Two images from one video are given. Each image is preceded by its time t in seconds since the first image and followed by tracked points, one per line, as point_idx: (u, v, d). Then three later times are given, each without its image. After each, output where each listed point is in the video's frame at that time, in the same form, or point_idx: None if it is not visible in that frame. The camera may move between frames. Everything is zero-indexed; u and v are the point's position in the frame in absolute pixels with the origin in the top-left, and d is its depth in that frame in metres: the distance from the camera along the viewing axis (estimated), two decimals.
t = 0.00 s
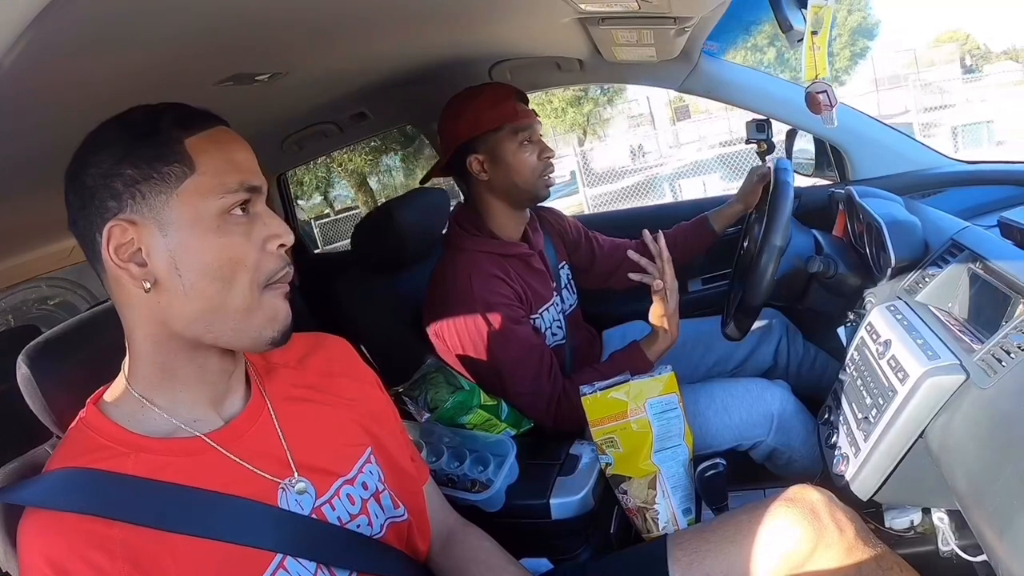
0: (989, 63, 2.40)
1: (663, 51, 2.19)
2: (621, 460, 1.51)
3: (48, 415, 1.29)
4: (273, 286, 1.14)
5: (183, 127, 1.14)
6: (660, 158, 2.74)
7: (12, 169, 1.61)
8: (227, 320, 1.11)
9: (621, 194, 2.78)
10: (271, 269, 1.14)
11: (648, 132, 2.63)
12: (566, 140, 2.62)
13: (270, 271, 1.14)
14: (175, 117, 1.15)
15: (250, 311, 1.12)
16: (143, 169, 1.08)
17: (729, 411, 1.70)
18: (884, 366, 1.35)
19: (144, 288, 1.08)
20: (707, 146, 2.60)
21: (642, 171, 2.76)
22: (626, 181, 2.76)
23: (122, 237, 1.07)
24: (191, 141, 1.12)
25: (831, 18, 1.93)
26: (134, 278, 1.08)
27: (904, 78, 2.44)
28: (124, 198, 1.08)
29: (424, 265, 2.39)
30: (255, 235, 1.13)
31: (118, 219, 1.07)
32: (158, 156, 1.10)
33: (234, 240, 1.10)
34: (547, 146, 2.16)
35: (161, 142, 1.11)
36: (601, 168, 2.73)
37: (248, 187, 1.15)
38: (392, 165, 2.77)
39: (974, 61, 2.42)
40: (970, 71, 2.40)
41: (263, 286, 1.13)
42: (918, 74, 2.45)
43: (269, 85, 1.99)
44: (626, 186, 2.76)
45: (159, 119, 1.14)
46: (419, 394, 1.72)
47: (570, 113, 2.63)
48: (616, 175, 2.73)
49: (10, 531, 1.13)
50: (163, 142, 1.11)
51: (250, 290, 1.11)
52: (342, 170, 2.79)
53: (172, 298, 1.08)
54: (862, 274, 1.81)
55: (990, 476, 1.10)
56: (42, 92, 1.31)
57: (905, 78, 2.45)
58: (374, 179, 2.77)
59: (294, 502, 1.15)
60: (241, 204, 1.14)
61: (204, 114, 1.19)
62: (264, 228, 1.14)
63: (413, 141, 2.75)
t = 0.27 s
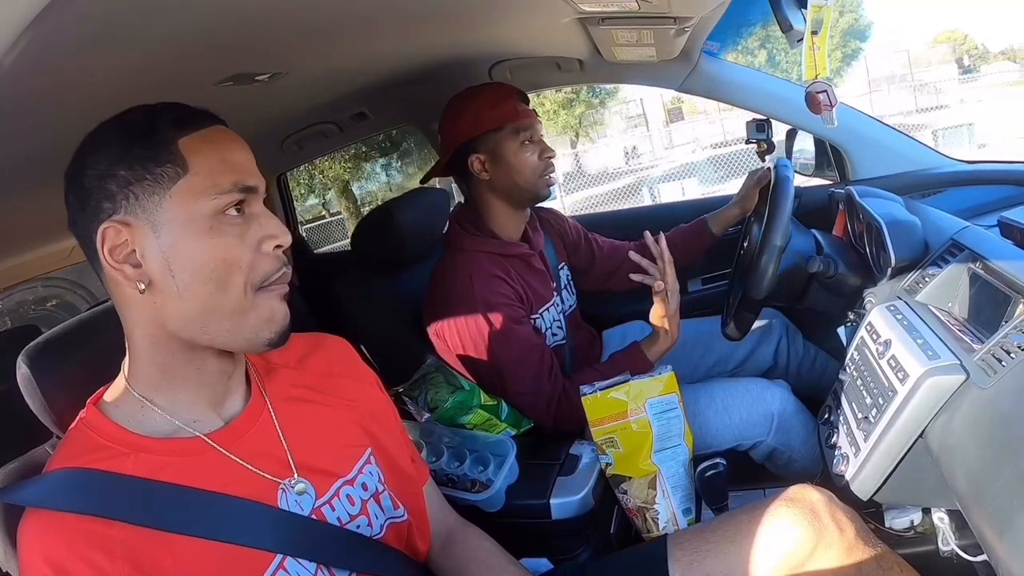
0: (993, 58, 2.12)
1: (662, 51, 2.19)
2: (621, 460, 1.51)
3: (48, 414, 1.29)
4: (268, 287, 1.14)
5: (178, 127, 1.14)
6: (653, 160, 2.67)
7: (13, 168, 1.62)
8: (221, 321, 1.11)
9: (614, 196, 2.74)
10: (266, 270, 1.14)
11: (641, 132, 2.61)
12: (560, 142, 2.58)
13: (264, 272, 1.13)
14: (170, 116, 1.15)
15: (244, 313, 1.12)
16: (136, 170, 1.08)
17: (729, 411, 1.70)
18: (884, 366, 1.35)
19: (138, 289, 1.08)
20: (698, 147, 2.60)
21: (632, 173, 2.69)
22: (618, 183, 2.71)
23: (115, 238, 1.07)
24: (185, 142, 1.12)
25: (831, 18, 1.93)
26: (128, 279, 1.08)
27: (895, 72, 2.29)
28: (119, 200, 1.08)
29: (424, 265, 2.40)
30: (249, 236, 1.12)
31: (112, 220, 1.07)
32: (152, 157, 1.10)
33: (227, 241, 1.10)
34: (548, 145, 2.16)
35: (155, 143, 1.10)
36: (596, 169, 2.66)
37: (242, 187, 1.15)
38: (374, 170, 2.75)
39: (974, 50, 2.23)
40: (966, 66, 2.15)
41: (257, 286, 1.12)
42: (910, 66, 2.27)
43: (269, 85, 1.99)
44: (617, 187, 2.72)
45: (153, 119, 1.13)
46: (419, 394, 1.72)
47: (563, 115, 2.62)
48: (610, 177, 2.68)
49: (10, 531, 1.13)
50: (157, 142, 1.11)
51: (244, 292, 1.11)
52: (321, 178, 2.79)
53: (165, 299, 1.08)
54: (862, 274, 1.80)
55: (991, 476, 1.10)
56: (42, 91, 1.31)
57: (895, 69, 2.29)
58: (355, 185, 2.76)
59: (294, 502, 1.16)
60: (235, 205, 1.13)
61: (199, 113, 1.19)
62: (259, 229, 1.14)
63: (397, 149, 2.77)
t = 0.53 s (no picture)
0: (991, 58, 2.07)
1: (663, 51, 2.19)
2: (621, 460, 1.51)
3: (48, 414, 1.29)
4: (256, 323, 1.12)
5: (193, 145, 1.10)
6: (646, 162, 2.68)
7: (13, 169, 1.62)
8: (205, 346, 1.10)
9: (598, 199, 2.77)
10: (257, 305, 1.11)
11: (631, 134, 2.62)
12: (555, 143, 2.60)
13: (255, 308, 1.11)
14: (186, 129, 1.12)
15: (228, 345, 1.10)
16: (139, 181, 1.07)
17: (729, 411, 1.71)
18: (884, 366, 1.35)
19: (123, 294, 1.08)
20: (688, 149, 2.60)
21: (622, 178, 2.71)
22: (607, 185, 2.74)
23: (109, 242, 1.07)
24: (193, 163, 1.09)
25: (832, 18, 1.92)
26: (118, 282, 1.08)
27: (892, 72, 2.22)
28: (121, 205, 1.08)
29: (424, 265, 2.40)
30: (243, 272, 1.09)
31: (110, 224, 1.07)
32: (157, 173, 1.08)
33: (215, 273, 1.07)
34: (549, 144, 2.17)
35: (162, 157, 1.08)
36: (590, 170, 2.69)
37: (245, 223, 1.10)
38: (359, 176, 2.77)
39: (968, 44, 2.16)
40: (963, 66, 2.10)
41: (245, 321, 1.11)
42: (906, 66, 2.20)
43: (269, 85, 1.99)
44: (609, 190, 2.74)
45: (171, 129, 1.11)
46: (419, 394, 1.72)
47: (555, 118, 2.62)
48: (602, 179, 2.71)
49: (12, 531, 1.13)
50: (166, 158, 1.08)
51: (227, 326, 1.09)
52: (305, 185, 2.82)
53: (149, 309, 1.08)
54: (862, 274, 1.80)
55: (990, 475, 1.10)
56: (43, 91, 1.31)
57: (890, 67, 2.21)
58: (338, 190, 2.78)
59: (294, 501, 1.16)
60: (234, 238, 1.09)
61: (224, 132, 1.15)
62: (253, 266, 1.10)
63: (382, 155, 2.76)
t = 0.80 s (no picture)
0: (990, 58, 2.11)
1: (663, 51, 2.19)
2: (621, 460, 1.51)
3: (48, 414, 1.29)
4: (256, 323, 1.11)
5: (205, 145, 1.11)
6: (639, 163, 2.69)
7: (14, 169, 1.62)
8: (205, 343, 1.09)
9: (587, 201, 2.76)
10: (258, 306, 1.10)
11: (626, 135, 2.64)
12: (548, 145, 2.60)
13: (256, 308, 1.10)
14: (199, 128, 1.12)
15: (229, 344, 1.10)
16: (151, 175, 1.08)
17: (729, 410, 1.71)
18: (885, 365, 1.35)
19: (129, 287, 1.08)
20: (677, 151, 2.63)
21: (608, 180, 2.70)
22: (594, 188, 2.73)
23: (117, 234, 1.07)
24: (205, 162, 1.09)
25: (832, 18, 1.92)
26: (124, 275, 1.08)
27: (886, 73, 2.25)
28: (131, 198, 1.08)
29: (424, 265, 2.39)
30: (246, 272, 1.08)
31: (119, 216, 1.07)
32: (169, 169, 1.08)
33: (218, 271, 1.06)
34: (541, 140, 2.17)
35: (174, 154, 1.08)
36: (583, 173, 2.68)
37: (252, 223, 1.10)
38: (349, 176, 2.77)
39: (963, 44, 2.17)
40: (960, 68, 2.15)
41: (246, 320, 1.10)
42: (902, 66, 2.25)
43: (269, 85, 1.99)
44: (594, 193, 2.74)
45: (188, 127, 1.12)
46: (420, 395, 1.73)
47: (547, 120, 2.62)
48: (592, 182, 2.69)
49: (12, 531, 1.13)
50: (178, 154, 1.09)
51: (228, 325, 1.09)
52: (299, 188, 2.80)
53: (153, 302, 1.08)
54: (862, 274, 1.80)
55: (992, 475, 1.10)
56: (43, 91, 1.31)
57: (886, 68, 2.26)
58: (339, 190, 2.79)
59: (292, 499, 1.16)
60: (239, 238, 1.08)
61: (237, 135, 1.16)
62: (257, 267, 1.09)
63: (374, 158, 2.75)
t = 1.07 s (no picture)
0: (989, 58, 2.13)
1: (663, 51, 2.19)
2: (622, 460, 1.51)
3: (48, 415, 1.29)
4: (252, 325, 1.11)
5: (204, 145, 1.10)
6: (633, 165, 2.66)
7: (14, 169, 1.62)
8: (205, 346, 1.09)
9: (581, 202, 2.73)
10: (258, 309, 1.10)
11: (621, 137, 2.62)
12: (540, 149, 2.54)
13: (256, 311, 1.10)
14: (200, 128, 1.12)
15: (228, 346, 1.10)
16: (150, 177, 1.08)
17: (730, 410, 1.71)
18: (885, 365, 1.34)
19: (131, 290, 1.09)
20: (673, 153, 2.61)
21: (598, 183, 2.68)
22: (584, 191, 2.70)
23: (117, 237, 1.07)
24: (205, 163, 1.09)
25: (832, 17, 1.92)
26: (125, 278, 1.08)
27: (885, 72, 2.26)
28: (131, 200, 1.08)
29: (424, 265, 2.39)
30: (247, 275, 1.08)
31: (120, 218, 1.08)
32: (168, 172, 1.08)
33: (219, 273, 1.06)
34: (544, 139, 2.18)
35: (175, 155, 1.09)
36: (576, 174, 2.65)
37: (254, 227, 1.09)
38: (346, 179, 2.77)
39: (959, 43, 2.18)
40: (959, 67, 2.17)
41: (244, 322, 1.10)
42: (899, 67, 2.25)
43: (269, 85, 1.99)
44: (578, 196, 2.71)
45: (187, 127, 1.12)
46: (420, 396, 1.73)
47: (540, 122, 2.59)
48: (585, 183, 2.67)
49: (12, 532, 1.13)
50: (177, 157, 1.09)
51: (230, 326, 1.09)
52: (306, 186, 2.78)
53: (154, 305, 1.08)
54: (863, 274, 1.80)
55: (992, 475, 1.10)
56: (43, 92, 1.31)
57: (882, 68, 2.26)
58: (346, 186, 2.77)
59: (293, 501, 1.16)
60: (242, 243, 1.08)
61: (235, 133, 1.15)
62: (258, 268, 1.09)
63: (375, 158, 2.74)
